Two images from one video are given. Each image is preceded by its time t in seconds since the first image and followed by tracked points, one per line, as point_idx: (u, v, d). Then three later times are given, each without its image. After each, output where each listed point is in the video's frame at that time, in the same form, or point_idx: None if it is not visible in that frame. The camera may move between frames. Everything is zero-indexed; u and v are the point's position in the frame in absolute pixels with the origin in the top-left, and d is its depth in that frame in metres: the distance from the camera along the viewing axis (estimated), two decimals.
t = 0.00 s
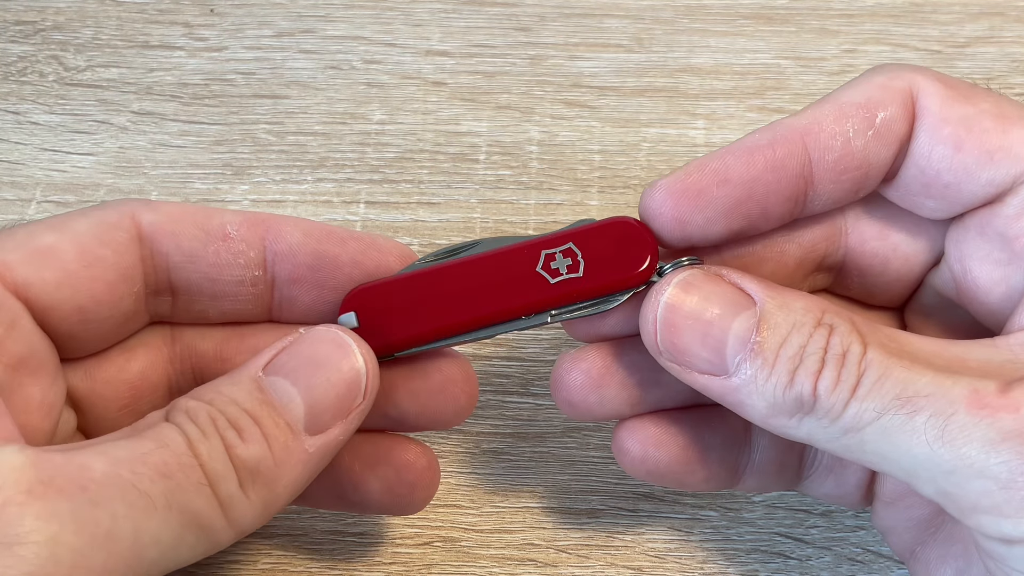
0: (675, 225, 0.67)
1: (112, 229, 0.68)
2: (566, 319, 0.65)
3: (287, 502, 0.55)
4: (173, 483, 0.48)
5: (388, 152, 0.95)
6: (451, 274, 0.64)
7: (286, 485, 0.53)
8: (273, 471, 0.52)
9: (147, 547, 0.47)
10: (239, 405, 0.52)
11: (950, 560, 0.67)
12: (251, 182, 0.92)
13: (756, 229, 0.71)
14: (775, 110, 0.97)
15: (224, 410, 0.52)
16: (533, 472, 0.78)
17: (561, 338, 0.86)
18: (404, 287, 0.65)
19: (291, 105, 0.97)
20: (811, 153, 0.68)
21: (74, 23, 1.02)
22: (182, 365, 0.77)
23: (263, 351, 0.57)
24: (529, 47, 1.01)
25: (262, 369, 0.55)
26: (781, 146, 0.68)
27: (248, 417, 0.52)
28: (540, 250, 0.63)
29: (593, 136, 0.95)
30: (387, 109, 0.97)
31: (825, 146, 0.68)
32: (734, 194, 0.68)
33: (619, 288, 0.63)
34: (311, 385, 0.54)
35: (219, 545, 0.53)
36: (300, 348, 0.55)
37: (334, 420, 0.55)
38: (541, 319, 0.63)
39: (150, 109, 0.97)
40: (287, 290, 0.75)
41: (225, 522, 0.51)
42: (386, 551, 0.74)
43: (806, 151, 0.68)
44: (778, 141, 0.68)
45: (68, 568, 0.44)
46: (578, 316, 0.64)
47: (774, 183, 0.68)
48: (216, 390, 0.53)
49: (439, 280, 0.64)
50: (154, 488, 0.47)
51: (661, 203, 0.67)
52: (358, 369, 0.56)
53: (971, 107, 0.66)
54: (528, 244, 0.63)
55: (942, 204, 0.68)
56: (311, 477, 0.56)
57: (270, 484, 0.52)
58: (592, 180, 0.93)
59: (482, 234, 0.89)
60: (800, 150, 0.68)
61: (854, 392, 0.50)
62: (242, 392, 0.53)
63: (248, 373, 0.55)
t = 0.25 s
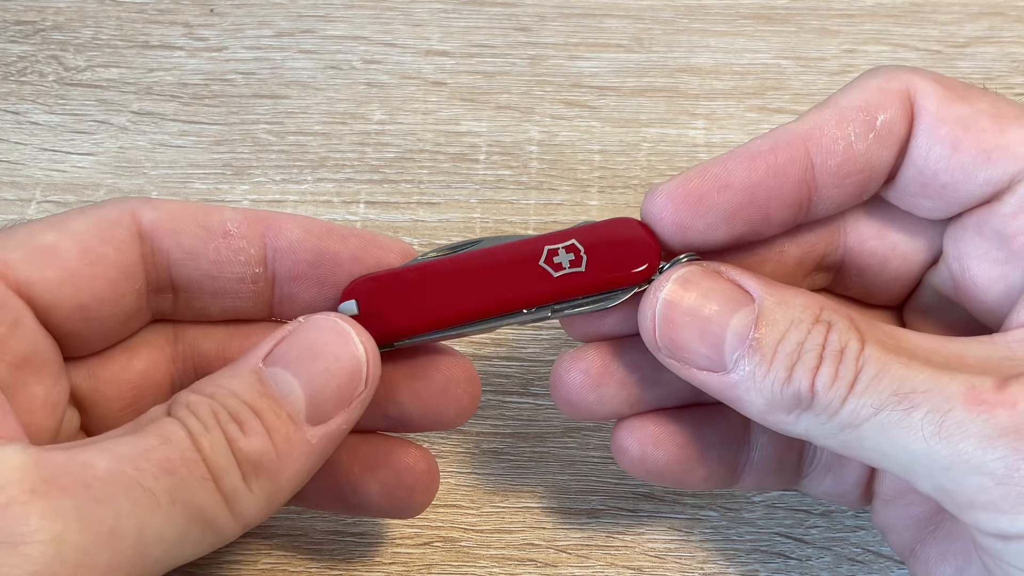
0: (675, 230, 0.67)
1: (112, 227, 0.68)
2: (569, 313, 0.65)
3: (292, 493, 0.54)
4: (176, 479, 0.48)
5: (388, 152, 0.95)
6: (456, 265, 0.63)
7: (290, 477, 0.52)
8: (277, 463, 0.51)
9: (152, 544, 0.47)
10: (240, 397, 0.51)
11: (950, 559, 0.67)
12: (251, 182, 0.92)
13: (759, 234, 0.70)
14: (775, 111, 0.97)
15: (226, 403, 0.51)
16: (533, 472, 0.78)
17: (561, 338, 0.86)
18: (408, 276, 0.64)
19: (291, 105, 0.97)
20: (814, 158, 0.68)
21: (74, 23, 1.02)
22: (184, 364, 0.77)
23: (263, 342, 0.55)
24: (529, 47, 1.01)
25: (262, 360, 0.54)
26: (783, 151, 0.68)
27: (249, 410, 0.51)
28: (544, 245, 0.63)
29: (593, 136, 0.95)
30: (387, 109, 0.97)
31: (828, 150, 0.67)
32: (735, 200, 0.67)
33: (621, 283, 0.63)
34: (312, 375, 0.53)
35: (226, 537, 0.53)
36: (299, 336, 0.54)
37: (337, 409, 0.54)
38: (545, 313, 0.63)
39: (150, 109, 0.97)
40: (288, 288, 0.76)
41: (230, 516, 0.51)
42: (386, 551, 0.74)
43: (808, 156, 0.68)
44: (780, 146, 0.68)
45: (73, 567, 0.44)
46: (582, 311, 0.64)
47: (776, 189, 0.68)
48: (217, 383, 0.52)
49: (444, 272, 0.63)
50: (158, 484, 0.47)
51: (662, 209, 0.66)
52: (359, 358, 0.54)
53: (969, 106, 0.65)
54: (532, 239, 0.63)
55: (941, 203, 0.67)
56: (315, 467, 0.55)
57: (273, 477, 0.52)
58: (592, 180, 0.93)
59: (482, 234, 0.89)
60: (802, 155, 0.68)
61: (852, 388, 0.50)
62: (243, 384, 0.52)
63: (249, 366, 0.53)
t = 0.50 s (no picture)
0: (678, 249, 0.66)
1: (69, 217, 0.68)
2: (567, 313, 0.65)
3: (269, 481, 0.54)
4: (145, 463, 0.47)
5: (388, 152, 0.95)
6: (447, 263, 0.62)
7: (267, 465, 0.52)
8: (254, 450, 0.51)
9: (118, 528, 0.47)
10: (219, 383, 0.51)
11: (949, 555, 0.66)
12: (252, 182, 0.92)
13: (763, 249, 0.70)
14: (775, 111, 0.97)
15: (205, 387, 0.50)
16: (533, 472, 0.78)
17: (562, 338, 0.86)
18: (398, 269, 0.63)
19: (291, 105, 0.97)
20: (813, 171, 0.67)
21: (74, 23, 1.02)
22: (148, 355, 0.77)
23: (246, 330, 0.55)
24: (529, 47, 1.01)
25: (245, 347, 0.53)
26: (784, 168, 0.67)
27: (229, 395, 0.50)
28: (535, 244, 0.63)
29: (593, 137, 0.96)
30: (387, 109, 0.97)
31: (828, 162, 0.67)
32: (739, 219, 0.67)
33: (612, 283, 0.63)
34: (295, 363, 0.52)
35: (200, 524, 0.52)
36: (284, 326, 0.54)
37: (319, 400, 0.53)
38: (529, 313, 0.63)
39: (150, 109, 0.97)
40: (255, 280, 0.75)
41: (204, 501, 0.50)
42: (386, 551, 0.74)
43: (808, 170, 0.68)
44: (780, 163, 0.68)
45: (31, 547, 0.44)
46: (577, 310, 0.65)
47: (778, 206, 0.67)
48: (197, 367, 0.52)
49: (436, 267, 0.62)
50: (125, 468, 0.47)
51: (665, 229, 0.66)
52: (345, 349, 0.54)
53: (962, 109, 0.66)
54: (523, 238, 0.63)
55: (938, 206, 0.68)
56: (296, 454, 0.54)
57: (251, 463, 0.51)
58: (592, 180, 0.93)
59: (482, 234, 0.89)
60: (802, 170, 0.67)
61: (844, 386, 0.51)
62: (225, 370, 0.51)
63: (231, 352, 0.53)
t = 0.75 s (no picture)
0: (678, 236, 0.66)
1: (66, 212, 0.68)
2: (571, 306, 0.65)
3: (274, 471, 0.54)
4: (150, 454, 0.47)
5: (388, 152, 0.95)
6: (446, 254, 0.62)
7: (270, 454, 0.52)
8: (259, 439, 0.51)
9: (125, 518, 0.46)
10: (223, 372, 0.51)
11: (949, 554, 0.67)
12: (251, 182, 0.92)
13: (762, 238, 0.70)
14: (775, 111, 0.97)
15: (210, 377, 0.50)
16: (533, 473, 0.78)
17: (561, 338, 0.86)
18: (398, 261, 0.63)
19: (291, 105, 0.97)
20: (811, 160, 0.67)
21: (74, 23, 1.02)
22: (143, 349, 0.77)
23: (245, 322, 0.55)
24: (529, 47, 1.01)
25: (248, 338, 0.53)
26: (782, 156, 0.67)
27: (233, 385, 0.50)
28: (536, 238, 0.63)
29: (593, 136, 0.95)
30: (387, 109, 0.97)
31: (825, 151, 0.67)
32: (738, 206, 0.67)
33: (614, 274, 0.63)
34: (299, 353, 0.52)
35: (204, 514, 0.51)
36: (285, 316, 0.54)
37: (323, 390, 0.53)
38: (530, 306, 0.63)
39: (150, 109, 0.97)
40: (253, 273, 0.74)
41: (209, 491, 0.50)
42: (386, 551, 0.74)
43: (806, 158, 0.67)
44: (778, 150, 0.67)
45: (39, 539, 0.44)
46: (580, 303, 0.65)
47: (776, 193, 0.67)
48: (201, 357, 0.52)
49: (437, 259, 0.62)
50: (131, 458, 0.46)
51: (665, 218, 0.66)
52: (347, 339, 0.54)
53: (963, 104, 0.66)
54: (524, 232, 0.63)
55: (937, 200, 0.68)
56: (298, 445, 0.54)
57: (255, 453, 0.51)
58: (592, 180, 0.93)
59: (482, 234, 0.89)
60: (799, 158, 0.67)
61: (849, 381, 0.50)
62: (230, 360, 0.51)
63: (235, 343, 0.53)
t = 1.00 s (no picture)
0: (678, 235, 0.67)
1: (41, 212, 0.68)
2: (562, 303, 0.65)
3: (254, 467, 0.53)
4: (123, 451, 0.47)
5: (388, 152, 0.95)
6: (440, 251, 0.62)
7: (250, 451, 0.52)
8: (238, 436, 0.50)
9: (95, 515, 0.46)
10: (203, 368, 0.50)
11: (949, 551, 0.66)
12: (252, 182, 0.92)
13: (762, 236, 0.70)
14: (775, 111, 0.97)
15: (188, 372, 0.50)
16: (533, 472, 0.78)
17: (561, 338, 0.86)
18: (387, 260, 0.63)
19: (291, 105, 0.97)
20: (810, 158, 0.68)
21: (74, 23, 1.02)
22: (120, 350, 0.77)
23: (230, 316, 0.54)
24: (529, 47, 1.01)
25: (229, 334, 0.53)
26: (781, 154, 0.67)
27: (213, 381, 0.50)
28: (519, 237, 0.63)
29: (593, 136, 0.95)
30: (387, 109, 0.97)
31: (823, 149, 0.67)
32: (738, 204, 0.67)
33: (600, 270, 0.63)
34: (279, 352, 0.52)
35: (180, 510, 0.51)
36: (268, 313, 0.53)
37: (302, 388, 0.53)
38: (514, 305, 0.63)
39: (150, 109, 0.97)
40: (231, 273, 0.74)
41: (185, 489, 0.50)
42: (386, 551, 0.74)
43: (804, 156, 0.68)
44: (777, 148, 0.68)
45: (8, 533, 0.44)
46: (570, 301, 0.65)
47: (776, 191, 0.68)
48: (181, 353, 0.51)
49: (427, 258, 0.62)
50: (102, 456, 0.46)
51: (665, 217, 0.67)
52: (330, 337, 0.54)
53: (962, 102, 0.66)
54: (507, 231, 0.63)
55: (937, 198, 0.68)
56: (278, 442, 0.54)
57: (234, 449, 0.51)
58: (592, 180, 0.93)
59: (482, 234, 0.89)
60: (798, 155, 0.67)
61: (854, 367, 0.50)
62: (209, 355, 0.51)
63: (215, 338, 0.52)
